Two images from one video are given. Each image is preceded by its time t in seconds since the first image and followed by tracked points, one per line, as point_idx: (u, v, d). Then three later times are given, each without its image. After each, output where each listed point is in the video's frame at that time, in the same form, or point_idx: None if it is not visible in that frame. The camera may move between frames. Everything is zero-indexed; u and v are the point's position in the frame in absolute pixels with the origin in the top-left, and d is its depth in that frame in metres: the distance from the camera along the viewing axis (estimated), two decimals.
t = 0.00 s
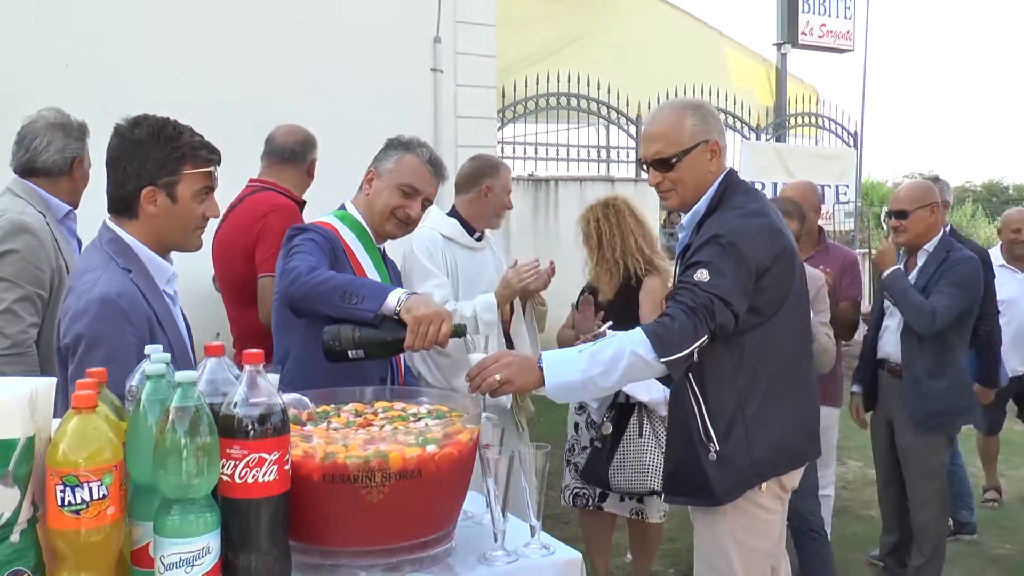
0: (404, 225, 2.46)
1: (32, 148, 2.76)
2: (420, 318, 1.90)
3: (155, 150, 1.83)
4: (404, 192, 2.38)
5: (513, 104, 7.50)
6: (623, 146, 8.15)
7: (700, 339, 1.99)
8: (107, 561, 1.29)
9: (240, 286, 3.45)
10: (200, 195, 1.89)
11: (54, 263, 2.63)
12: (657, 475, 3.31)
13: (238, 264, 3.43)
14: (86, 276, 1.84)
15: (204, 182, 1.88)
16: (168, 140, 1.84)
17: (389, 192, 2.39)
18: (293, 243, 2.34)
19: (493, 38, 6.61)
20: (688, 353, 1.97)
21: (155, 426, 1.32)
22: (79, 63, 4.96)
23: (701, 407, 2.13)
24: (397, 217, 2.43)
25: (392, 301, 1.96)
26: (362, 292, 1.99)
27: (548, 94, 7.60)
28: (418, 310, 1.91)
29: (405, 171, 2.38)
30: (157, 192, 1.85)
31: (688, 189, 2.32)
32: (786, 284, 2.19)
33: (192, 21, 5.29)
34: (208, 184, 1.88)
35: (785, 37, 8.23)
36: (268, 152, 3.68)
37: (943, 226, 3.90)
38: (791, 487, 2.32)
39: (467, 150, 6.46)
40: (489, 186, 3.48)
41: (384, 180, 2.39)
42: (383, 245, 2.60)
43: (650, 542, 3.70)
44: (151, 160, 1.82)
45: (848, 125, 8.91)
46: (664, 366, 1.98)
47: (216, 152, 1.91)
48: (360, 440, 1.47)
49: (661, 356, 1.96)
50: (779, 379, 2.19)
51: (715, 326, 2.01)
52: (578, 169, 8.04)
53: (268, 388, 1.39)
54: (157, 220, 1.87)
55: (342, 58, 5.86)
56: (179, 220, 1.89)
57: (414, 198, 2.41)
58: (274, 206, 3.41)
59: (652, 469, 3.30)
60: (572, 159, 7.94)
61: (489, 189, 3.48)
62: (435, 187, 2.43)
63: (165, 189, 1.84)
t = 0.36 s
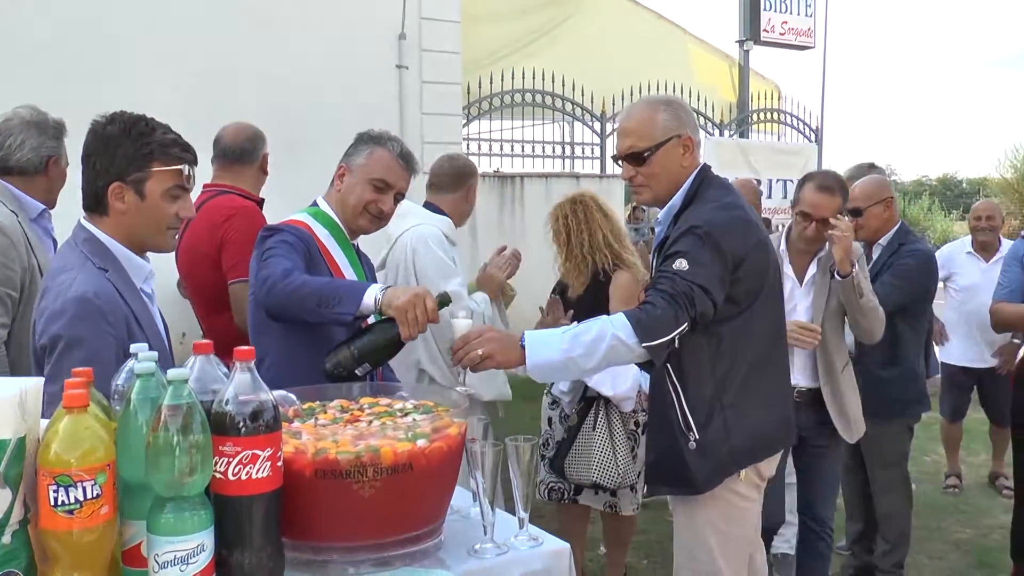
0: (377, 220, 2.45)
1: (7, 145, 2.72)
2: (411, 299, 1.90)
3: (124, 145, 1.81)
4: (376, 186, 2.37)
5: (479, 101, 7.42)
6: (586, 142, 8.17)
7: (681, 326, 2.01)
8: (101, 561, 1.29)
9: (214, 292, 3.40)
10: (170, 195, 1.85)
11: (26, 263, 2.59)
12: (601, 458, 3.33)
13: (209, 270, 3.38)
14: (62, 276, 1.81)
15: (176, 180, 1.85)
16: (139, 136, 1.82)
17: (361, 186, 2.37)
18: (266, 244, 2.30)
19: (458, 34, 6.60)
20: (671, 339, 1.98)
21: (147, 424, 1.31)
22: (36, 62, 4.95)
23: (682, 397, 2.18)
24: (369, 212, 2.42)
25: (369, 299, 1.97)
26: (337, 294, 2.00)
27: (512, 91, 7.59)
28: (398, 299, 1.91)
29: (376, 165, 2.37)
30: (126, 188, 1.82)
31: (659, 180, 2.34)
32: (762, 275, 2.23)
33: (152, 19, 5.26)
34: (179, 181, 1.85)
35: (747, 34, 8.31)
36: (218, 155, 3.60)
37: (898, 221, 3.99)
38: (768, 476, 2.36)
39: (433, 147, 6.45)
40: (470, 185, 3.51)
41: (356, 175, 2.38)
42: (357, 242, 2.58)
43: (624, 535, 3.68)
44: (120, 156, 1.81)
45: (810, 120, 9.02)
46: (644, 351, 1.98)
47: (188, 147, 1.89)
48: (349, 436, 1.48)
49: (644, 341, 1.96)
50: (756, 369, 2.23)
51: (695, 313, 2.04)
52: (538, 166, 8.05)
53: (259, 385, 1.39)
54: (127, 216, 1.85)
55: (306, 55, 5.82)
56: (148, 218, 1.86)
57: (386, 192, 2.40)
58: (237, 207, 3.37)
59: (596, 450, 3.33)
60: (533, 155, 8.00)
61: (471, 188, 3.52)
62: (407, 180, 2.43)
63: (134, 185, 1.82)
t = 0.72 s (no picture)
0: (326, 217, 2.45)
1: None
2: (354, 294, 1.88)
3: (74, 140, 1.78)
4: (325, 183, 2.36)
5: (422, 97, 7.46)
6: (529, 140, 8.20)
7: (642, 305, 2.07)
8: (61, 560, 1.28)
9: (147, 292, 3.36)
10: (120, 194, 1.82)
11: None
12: (585, 453, 3.30)
13: (141, 269, 3.34)
14: (9, 272, 1.78)
15: (126, 177, 1.80)
16: (90, 133, 1.79)
17: (309, 183, 2.36)
18: (217, 246, 2.29)
19: (400, 31, 6.59)
20: (631, 318, 2.05)
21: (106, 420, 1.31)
22: None
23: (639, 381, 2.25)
24: (319, 209, 2.41)
25: (315, 303, 1.95)
26: (284, 300, 1.98)
27: (455, 88, 7.58)
28: (338, 301, 1.89)
29: (323, 161, 2.35)
30: (75, 182, 1.79)
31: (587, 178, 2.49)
32: (713, 264, 2.29)
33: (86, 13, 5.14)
34: (131, 180, 1.81)
35: (688, 34, 8.45)
36: (166, 152, 3.52)
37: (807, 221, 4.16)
38: (715, 463, 2.41)
39: (377, 144, 6.43)
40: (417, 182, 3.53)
41: (304, 171, 2.37)
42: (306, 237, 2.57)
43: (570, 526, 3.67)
44: (69, 150, 1.78)
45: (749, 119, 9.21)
46: (603, 327, 2.04)
47: (142, 145, 1.85)
48: (310, 431, 1.49)
49: (602, 316, 2.02)
50: (710, 357, 2.30)
51: (654, 291, 2.10)
52: (481, 163, 8.05)
53: (220, 381, 1.40)
54: (74, 211, 1.82)
55: (247, 50, 5.75)
56: (97, 215, 1.82)
57: (334, 188, 2.38)
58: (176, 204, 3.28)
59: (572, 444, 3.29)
60: (476, 152, 8.01)
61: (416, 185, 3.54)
62: (355, 175, 2.41)
63: (82, 181, 1.79)
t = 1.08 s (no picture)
0: (265, 215, 2.42)
1: None
2: (281, 341, 1.79)
3: (45, 144, 1.74)
4: (265, 180, 2.33)
5: (352, 94, 7.40)
6: (459, 136, 8.16)
7: (506, 292, 2.31)
8: None
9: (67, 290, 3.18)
10: (86, 202, 1.78)
11: None
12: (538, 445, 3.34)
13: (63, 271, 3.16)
14: None
15: (94, 184, 1.77)
16: (61, 138, 1.76)
17: (249, 180, 2.33)
18: (156, 246, 2.20)
19: (330, 26, 6.53)
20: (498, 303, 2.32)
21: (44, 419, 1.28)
22: None
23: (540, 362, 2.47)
24: (259, 207, 2.38)
25: (245, 343, 1.86)
26: (216, 332, 1.91)
27: (385, 84, 7.52)
28: (266, 345, 1.80)
29: (264, 158, 2.32)
30: (41, 185, 1.74)
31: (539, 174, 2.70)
32: (633, 257, 2.43)
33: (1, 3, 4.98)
34: (99, 190, 1.78)
35: (617, 33, 8.57)
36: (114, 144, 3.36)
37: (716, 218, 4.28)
38: (648, 453, 2.52)
39: (308, 140, 6.35)
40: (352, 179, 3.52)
41: (244, 168, 2.34)
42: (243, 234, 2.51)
43: (507, 521, 3.66)
44: (40, 153, 1.73)
45: (677, 118, 9.37)
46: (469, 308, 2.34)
47: (109, 159, 1.83)
48: (250, 426, 1.48)
49: (467, 299, 2.34)
50: (614, 343, 2.41)
51: (522, 279, 2.33)
52: (412, 160, 8.02)
53: (162, 377, 1.39)
54: (36, 214, 1.76)
55: (173, 43, 5.63)
56: (63, 220, 1.76)
57: (275, 186, 2.36)
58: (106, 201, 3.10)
59: (519, 435, 3.30)
60: (407, 149, 7.97)
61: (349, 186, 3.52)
62: (296, 173, 2.39)
63: (50, 184, 1.74)
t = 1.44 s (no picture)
0: (209, 214, 2.36)
1: None
2: (224, 367, 1.84)
3: None
4: (209, 179, 2.29)
5: (289, 88, 7.30)
6: (397, 132, 8.09)
7: (410, 271, 2.69)
8: None
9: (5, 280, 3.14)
10: (10, 190, 1.66)
11: None
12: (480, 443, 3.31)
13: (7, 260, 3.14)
14: None
15: (19, 174, 1.66)
16: None
17: (192, 178, 2.28)
18: (99, 244, 2.12)
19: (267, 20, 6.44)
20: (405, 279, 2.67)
21: None
22: None
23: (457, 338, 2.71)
24: (202, 206, 2.33)
25: (189, 360, 1.87)
26: (161, 341, 1.89)
27: (324, 79, 7.44)
28: (209, 366, 1.83)
29: (208, 157, 2.28)
30: None
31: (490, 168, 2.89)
32: (540, 252, 2.57)
33: None
34: (24, 177, 1.67)
35: (555, 31, 8.62)
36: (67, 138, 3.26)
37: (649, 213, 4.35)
38: (575, 443, 2.63)
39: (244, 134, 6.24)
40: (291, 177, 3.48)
41: (187, 166, 2.28)
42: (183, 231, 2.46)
43: (447, 517, 3.66)
44: None
45: (614, 116, 9.48)
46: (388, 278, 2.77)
47: (33, 147, 1.73)
48: (187, 425, 1.47)
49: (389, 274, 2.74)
50: (521, 330, 2.57)
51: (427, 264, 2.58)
52: (349, 155, 7.95)
53: (96, 376, 1.37)
54: None
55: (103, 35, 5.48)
56: None
57: (218, 185, 2.31)
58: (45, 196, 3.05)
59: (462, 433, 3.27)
60: (345, 145, 7.90)
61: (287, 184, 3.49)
62: (240, 172, 2.36)
63: None
